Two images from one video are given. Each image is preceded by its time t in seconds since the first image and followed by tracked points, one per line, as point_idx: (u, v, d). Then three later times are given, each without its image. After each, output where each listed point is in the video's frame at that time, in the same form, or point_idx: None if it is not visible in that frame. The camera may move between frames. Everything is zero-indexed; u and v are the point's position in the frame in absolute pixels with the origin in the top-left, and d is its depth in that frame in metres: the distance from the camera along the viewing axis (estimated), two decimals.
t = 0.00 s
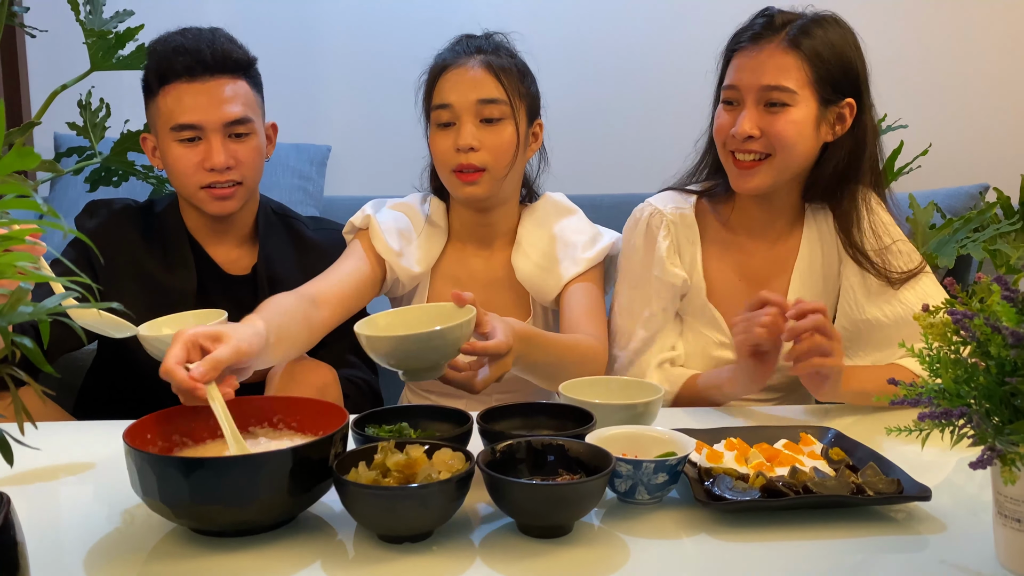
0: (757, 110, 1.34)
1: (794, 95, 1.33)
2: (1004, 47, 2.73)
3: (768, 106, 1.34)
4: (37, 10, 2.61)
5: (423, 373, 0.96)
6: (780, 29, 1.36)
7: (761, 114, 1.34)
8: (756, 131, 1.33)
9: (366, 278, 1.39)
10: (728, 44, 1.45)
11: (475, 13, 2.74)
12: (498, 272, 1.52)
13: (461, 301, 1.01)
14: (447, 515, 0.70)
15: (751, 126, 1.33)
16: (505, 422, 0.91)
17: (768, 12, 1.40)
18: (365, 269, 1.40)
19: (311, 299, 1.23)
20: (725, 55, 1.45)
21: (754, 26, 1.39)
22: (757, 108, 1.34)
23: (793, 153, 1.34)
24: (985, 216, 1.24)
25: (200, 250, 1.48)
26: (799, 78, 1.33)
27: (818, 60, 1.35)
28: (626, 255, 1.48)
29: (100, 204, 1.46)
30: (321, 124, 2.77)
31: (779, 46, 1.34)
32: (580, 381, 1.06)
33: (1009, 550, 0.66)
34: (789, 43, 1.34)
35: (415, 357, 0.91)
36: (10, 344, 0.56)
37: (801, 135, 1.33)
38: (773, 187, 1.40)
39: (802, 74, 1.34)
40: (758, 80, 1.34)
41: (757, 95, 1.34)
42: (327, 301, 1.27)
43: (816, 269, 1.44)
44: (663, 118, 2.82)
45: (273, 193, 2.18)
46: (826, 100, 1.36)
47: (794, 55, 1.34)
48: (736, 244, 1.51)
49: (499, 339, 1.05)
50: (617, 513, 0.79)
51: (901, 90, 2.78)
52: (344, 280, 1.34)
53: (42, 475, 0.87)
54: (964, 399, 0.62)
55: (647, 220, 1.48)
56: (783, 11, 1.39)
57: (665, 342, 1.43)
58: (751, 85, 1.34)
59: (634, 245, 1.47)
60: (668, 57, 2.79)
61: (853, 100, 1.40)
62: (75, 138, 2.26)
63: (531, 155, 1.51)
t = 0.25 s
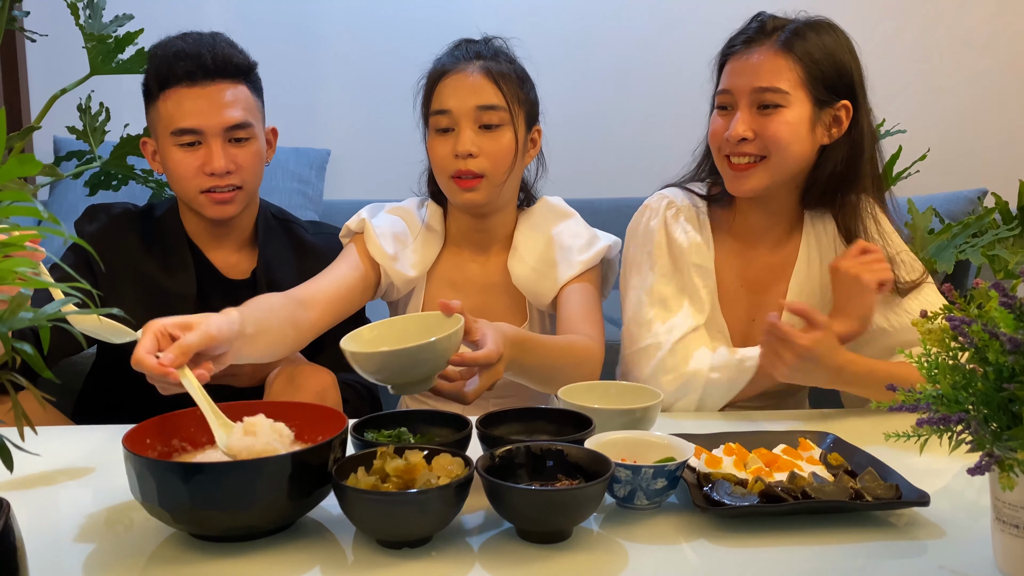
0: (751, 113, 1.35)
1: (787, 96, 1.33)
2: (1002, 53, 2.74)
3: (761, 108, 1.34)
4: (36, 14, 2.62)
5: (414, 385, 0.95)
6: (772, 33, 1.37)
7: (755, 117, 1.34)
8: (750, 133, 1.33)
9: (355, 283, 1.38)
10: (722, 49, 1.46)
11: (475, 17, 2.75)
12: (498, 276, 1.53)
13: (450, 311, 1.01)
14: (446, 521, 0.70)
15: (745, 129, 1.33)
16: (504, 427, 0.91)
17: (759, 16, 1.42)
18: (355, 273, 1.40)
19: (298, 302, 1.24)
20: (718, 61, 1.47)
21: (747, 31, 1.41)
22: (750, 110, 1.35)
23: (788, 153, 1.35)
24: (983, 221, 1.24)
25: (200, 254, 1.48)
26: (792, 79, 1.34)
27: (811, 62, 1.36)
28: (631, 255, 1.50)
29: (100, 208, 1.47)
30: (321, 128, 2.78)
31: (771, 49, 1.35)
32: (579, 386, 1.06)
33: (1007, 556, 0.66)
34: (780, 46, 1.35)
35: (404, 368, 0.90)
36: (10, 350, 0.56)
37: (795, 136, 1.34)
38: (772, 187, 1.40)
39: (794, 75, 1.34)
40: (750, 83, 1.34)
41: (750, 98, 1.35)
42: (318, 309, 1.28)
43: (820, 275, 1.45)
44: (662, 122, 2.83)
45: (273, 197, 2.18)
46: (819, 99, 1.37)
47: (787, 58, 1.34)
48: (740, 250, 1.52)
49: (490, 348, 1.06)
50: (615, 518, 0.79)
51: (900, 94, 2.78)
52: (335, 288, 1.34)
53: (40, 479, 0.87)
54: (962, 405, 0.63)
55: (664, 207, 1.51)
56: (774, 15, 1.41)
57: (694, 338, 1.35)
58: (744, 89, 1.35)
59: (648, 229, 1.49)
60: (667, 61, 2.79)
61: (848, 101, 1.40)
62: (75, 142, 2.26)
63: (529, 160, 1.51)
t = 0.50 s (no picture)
0: (740, 118, 1.36)
1: (776, 101, 1.34)
2: (999, 57, 2.75)
3: (750, 113, 1.35)
4: (36, 18, 2.62)
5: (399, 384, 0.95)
6: (759, 38, 1.38)
7: (745, 123, 1.35)
8: (740, 139, 1.34)
9: (350, 277, 1.39)
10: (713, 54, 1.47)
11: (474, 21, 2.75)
12: (497, 279, 1.53)
13: (423, 312, 0.96)
14: (444, 524, 0.70)
15: (734, 135, 1.34)
16: (502, 430, 0.91)
17: (747, 20, 1.44)
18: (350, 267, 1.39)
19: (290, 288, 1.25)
20: (710, 65, 1.48)
21: (735, 36, 1.42)
22: (740, 116, 1.36)
23: (779, 157, 1.35)
24: (981, 225, 1.26)
25: (199, 257, 1.48)
26: (781, 84, 1.34)
27: (800, 65, 1.36)
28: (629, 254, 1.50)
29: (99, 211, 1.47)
30: (320, 131, 2.78)
31: (758, 54, 1.36)
32: (577, 389, 1.06)
33: (1006, 559, 0.66)
34: (768, 51, 1.36)
35: (381, 377, 0.89)
36: (8, 353, 0.56)
37: (784, 140, 1.34)
38: (764, 194, 1.41)
39: (782, 80, 1.35)
40: (738, 89, 1.35)
41: (739, 104, 1.36)
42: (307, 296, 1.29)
43: (820, 278, 1.45)
44: (660, 126, 2.83)
45: (272, 200, 2.18)
46: (810, 102, 1.37)
47: (774, 62, 1.35)
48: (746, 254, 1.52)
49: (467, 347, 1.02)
50: (614, 522, 0.79)
51: (898, 98, 2.79)
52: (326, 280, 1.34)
53: (38, 482, 0.86)
54: (960, 408, 0.62)
55: (677, 201, 1.49)
56: (762, 21, 1.42)
57: (694, 331, 1.30)
58: (732, 95, 1.36)
59: (661, 218, 1.47)
60: (666, 65, 2.80)
61: (841, 101, 1.40)
62: (74, 145, 2.26)
63: (526, 164, 1.51)
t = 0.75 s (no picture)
0: (729, 117, 1.36)
1: (765, 99, 1.34)
2: (997, 60, 2.76)
3: (739, 112, 1.36)
4: (35, 20, 2.62)
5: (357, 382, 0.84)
6: (748, 39, 1.39)
7: (734, 122, 1.36)
8: (729, 138, 1.35)
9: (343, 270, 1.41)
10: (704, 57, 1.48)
11: (472, 24, 2.76)
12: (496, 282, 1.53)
13: (378, 302, 0.86)
14: (443, 527, 0.70)
15: (724, 134, 1.35)
16: (501, 433, 0.91)
17: (737, 22, 1.45)
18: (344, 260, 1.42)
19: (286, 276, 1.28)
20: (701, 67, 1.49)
21: (725, 38, 1.43)
22: (730, 115, 1.37)
23: (768, 157, 1.35)
24: (978, 227, 1.27)
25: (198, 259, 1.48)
26: (770, 82, 1.35)
27: (789, 64, 1.37)
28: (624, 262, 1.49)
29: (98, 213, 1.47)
30: (319, 134, 2.78)
31: (748, 53, 1.37)
32: (576, 392, 1.06)
33: (1004, 562, 0.66)
34: (757, 50, 1.37)
35: (339, 377, 0.79)
36: (7, 355, 0.56)
37: (774, 139, 1.35)
38: (755, 195, 1.41)
39: (772, 79, 1.35)
40: (727, 89, 1.36)
41: (728, 102, 1.36)
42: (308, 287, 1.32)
43: (814, 282, 1.45)
44: (659, 129, 2.84)
45: (270, 203, 2.18)
46: (800, 101, 1.37)
47: (764, 61, 1.36)
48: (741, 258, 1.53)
49: (424, 340, 0.94)
50: (613, 524, 0.79)
51: (895, 101, 2.79)
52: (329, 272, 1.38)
53: (37, 485, 0.86)
54: (958, 411, 0.62)
55: (669, 210, 1.49)
56: (751, 23, 1.43)
57: (691, 343, 1.30)
58: (721, 94, 1.37)
59: (654, 228, 1.47)
60: (664, 68, 2.80)
61: (831, 102, 1.40)
62: (73, 147, 2.26)
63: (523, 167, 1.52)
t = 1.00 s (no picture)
0: (722, 116, 1.37)
1: (758, 99, 1.35)
2: (994, 63, 2.76)
3: (732, 112, 1.36)
4: (33, 22, 2.62)
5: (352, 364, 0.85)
6: (744, 40, 1.40)
7: (726, 121, 1.36)
8: (720, 137, 1.35)
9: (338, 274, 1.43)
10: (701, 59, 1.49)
11: (471, 26, 2.76)
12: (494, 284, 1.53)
13: (378, 297, 0.93)
14: (441, 529, 0.70)
15: (716, 133, 1.35)
16: (499, 435, 0.91)
17: (736, 23, 1.46)
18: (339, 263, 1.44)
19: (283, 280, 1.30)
20: (697, 68, 1.50)
21: (722, 39, 1.45)
22: (722, 114, 1.37)
23: (759, 157, 1.35)
24: (977, 230, 1.27)
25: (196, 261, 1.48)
26: (764, 82, 1.36)
27: (784, 66, 1.37)
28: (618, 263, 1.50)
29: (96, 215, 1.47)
30: (317, 136, 2.78)
31: (743, 53, 1.37)
32: (575, 393, 1.06)
33: (1002, 564, 0.66)
34: (752, 51, 1.37)
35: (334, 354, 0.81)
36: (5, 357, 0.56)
37: (766, 139, 1.35)
38: (745, 196, 1.41)
39: (765, 80, 1.36)
40: (720, 88, 1.37)
41: (721, 101, 1.37)
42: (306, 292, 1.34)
43: (804, 290, 1.45)
44: (657, 131, 2.84)
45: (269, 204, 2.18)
46: (793, 103, 1.38)
47: (758, 62, 1.36)
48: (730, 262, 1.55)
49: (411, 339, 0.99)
50: (612, 526, 0.79)
51: (893, 104, 2.80)
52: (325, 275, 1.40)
53: (35, 487, 0.86)
54: (957, 413, 0.62)
55: (663, 209, 1.51)
56: (748, 25, 1.44)
57: (684, 347, 1.30)
58: (714, 94, 1.38)
59: (648, 227, 1.48)
60: (663, 70, 2.80)
61: (824, 107, 1.41)
62: (71, 150, 2.26)
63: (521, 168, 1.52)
